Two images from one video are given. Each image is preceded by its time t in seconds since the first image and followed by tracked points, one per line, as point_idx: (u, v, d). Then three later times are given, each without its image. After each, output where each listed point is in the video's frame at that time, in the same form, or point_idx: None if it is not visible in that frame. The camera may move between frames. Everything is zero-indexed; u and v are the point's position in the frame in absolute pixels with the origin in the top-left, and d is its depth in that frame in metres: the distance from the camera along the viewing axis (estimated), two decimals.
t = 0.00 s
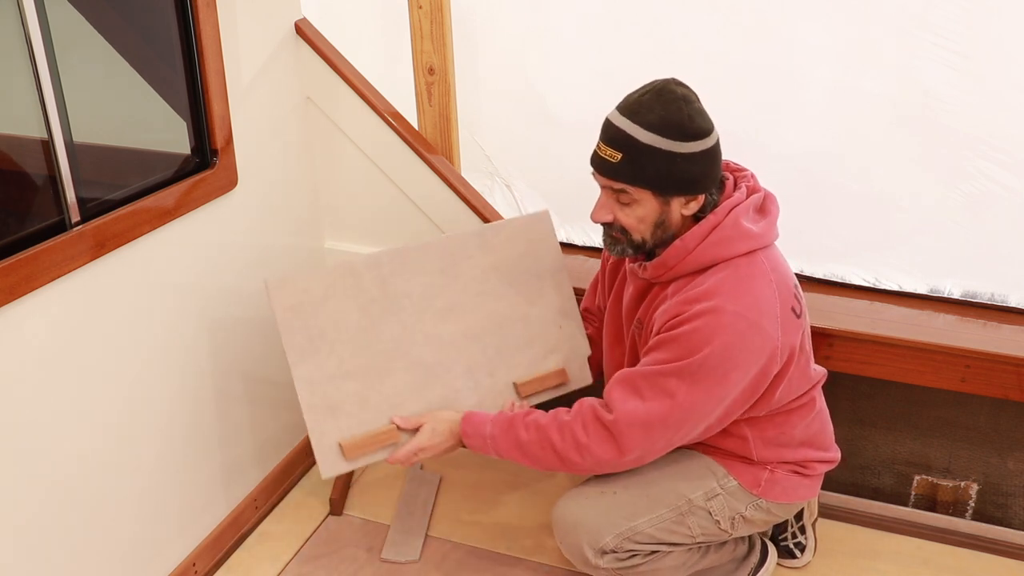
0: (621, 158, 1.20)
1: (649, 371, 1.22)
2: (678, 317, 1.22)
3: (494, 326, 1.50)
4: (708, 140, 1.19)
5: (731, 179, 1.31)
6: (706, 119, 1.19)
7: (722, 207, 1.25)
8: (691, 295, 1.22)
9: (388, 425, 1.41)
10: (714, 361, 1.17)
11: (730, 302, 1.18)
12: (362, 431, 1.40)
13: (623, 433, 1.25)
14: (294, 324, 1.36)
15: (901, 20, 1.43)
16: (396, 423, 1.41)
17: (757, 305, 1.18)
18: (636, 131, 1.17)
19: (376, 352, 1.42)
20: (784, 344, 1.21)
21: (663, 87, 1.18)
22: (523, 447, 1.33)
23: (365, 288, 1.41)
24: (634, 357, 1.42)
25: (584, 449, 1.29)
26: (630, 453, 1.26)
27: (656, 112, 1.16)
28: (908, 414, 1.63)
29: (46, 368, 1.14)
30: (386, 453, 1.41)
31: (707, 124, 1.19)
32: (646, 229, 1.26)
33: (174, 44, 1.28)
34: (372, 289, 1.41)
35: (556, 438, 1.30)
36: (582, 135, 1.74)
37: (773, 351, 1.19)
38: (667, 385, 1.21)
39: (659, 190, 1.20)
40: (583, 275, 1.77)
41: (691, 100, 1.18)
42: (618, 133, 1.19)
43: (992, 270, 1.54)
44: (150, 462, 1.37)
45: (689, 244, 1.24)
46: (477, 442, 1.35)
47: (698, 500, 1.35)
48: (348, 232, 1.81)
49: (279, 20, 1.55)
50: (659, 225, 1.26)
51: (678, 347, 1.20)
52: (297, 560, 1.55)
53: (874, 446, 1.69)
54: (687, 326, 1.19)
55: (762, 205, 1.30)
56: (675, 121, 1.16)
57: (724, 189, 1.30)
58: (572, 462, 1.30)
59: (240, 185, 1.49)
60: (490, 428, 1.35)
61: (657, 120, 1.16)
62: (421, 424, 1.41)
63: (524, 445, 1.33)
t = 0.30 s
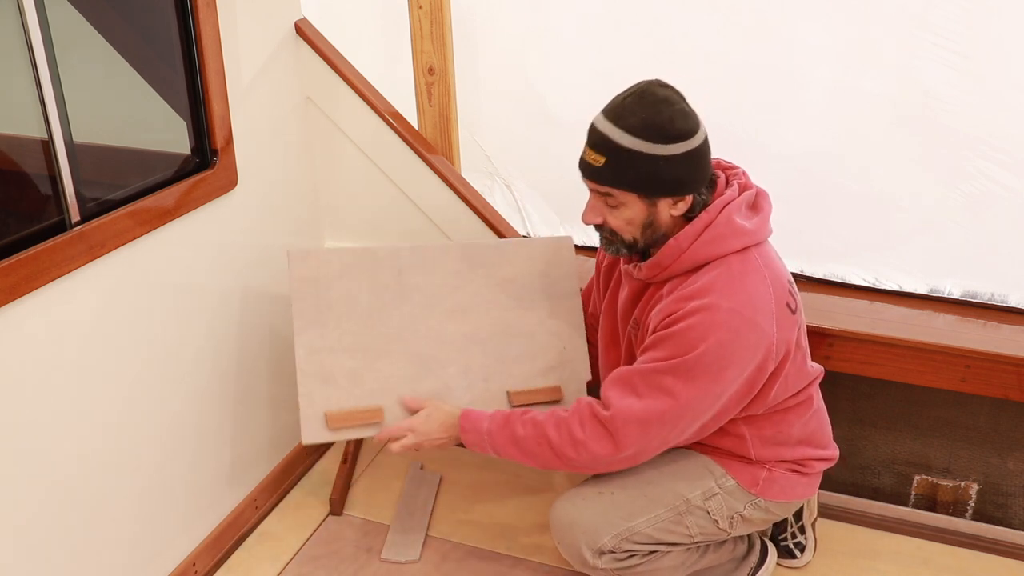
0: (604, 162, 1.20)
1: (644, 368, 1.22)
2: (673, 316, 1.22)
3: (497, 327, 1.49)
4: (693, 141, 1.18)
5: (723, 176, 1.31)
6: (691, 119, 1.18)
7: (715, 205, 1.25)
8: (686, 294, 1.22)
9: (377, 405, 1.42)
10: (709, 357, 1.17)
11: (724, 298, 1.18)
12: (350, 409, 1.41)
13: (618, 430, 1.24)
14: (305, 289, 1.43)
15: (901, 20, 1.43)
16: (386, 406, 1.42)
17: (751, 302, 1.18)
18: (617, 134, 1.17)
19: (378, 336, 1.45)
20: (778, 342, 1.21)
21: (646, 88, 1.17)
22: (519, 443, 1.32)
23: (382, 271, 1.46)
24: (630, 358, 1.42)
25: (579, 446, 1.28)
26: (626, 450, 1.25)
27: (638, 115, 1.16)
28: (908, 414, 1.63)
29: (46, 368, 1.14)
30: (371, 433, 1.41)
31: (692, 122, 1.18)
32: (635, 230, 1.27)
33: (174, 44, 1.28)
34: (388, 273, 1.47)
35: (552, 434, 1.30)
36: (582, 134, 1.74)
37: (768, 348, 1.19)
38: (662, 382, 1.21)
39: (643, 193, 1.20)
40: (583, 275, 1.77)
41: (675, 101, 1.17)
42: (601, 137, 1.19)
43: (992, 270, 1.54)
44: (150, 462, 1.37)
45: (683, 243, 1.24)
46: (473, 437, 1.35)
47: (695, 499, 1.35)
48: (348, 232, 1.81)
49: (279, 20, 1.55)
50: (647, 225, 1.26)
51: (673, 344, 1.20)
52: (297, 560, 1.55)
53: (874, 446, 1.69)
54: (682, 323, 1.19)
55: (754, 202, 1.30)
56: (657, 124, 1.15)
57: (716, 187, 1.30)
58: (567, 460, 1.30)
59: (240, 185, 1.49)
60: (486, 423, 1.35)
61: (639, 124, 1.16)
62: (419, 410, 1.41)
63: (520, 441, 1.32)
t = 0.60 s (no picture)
0: (584, 168, 1.20)
1: (684, 391, 1.20)
2: (685, 321, 1.21)
3: (495, 327, 1.49)
4: (672, 144, 1.17)
5: (716, 174, 1.32)
6: (670, 122, 1.17)
7: (711, 202, 1.25)
8: (693, 296, 1.21)
9: (367, 402, 1.47)
10: (744, 363, 1.16)
11: (735, 296, 1.17)
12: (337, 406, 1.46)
13: (672, 455, 1.23)
14: (306, 288, 1.44)
15: (901, 19, 1.43)
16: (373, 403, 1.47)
17: (760, 292, 1.18)
18: (593, 140, 1.18)
19: (376, 336, 1.47)
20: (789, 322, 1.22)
21: (622, 94, 1.17)
22: (587, 451, 1.32)
23: (382, 271, 1.46)
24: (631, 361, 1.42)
25: (641, 469, 1.27)
26: (687, 476, 1.23)
27: (613, 120, 1.16)
28: (908, 414, 1.63)
29: (45, 368, 1.13)
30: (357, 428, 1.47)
31: (670, 125, 1.17)
32: (622, 233, 1.27)
33: (174, 44, 1.28)
34: (389, 273, 1.46)
35: (621, 452, 1.29)
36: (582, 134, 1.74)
37: (782, 331, 1.20)
38: (703, 400, 1.19)
39: (623, 197, 1.20)
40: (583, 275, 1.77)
41: (651, 105, 1.16)
42: (580, 143, 1.20)
43: (992, 270, 1.54)
44: (150, 462, 1.37)
45: (682, 241, 1.24)
46: (544, 435, 1.36)
47: (695, 501, 1.36)
48: (348, 232, 1.81)
49: (279, 20, 1.55)
50: (633, 228, 1.26)
51: (705, 359, 1.18)
52: (297, 560, 1.55)
53: (874, 446, 1.69)
54: (697, 328, 1.18)
55: (749, 199, 1.31)
56: (632, 128, 1.15)
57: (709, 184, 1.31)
58: (632, 479, 1.29)
59: (240, 185, 1.49)
60: (561, 423, 1.35)
61: (613, 129, 1.16)
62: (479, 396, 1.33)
63: (587, 450, 1.32)
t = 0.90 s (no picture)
0: (613, 150, 1.19)
1: (686, 381, 1.21)
2: (692, 315, 1.21)
3: (495, 327, 1.49)
4: (696, 128, 1.19)
5: (721, 174, 1.32)
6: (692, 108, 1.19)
7: (718, 199, 1.25)
8: (701, 291, 1.21)
9: (360, 397, 1.47)
10: (748, 355, 1.16)
11: (742, 289, 1.18)
12: (332, 395, 1.46)
13: (673, 444, 1.23)
14: (306, 288, 1.44)
15: (901, 19, 1.43)
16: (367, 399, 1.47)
17: (769, 288, 1.18)
18: (623, 122, 1.17)
19: (376, 336, 1.47)
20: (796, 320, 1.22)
21: (646, 80, 1.19)
22: (592, 448, 1.34)
23: (382, 271, 1.46)
24: (638, 363, 1.41)
25: (642, 458, 1.29)
26: (685, 465, 1.24)
27: (643, 103, 1.16)
28: (908, 414, 1.63)
29: (45, 368, 1.13)
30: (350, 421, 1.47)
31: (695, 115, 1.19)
32: (645, 223, 1.25)
33: (174, 44, 1.28)
34: (390, 272, 1.46)
35: (623, 445, 1.31)
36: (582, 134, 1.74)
37: (789, 329, 1.19)
38: (706, 390, 1.19)
39: (653, 179, 1.19)
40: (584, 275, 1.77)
41: (675, 91, 1.18)
42: (607, 127, 1.19)
43: (992, 270, 1.54)
44: (150, 462, 1.37)
45: (689, 238, 1.24)
46: (555, 438, 1.38)
47: (703, 505, 1.36)
48: (348, 232, 1.81)
49: (279, 20, 1.55)
50: (656, 217, 1.24)
51: (708, 351, 1.19)
52: (297, 560, 1.55)
53: (874, 446, 1.69)
54: (704, 322, 1.19)
55: (753, 198, 1.30)
56: (663, 109, 1.16)
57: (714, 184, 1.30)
58: (633, 471, 1.31)
59: (240, 185, 1.49)
60: (571, 426, 1.38)
61: (645, 111, 1.16)
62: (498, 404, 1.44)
63: (593, 446, 1.34)
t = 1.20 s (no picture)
0: (649, 126, 1.20)
1: (692, 377, 1.21)
2: (700, 313, 1.22)
3: (496, 327, 1.49)
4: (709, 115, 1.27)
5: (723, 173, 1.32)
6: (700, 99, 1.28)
7: (723, 195, 1.25)
8: (708, 289, 1.22)
9: (362, 386, 1.47)
10: (754, 352, 1.16)
11: (750, 286, 1.18)
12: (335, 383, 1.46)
13: (678, 441, 1.23)
14: (306, 288, 1.44)
15: (901, 19, 1.43)
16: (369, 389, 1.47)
17: (776, 285, 1.18)
18: (655, 100, 1.21)
19: (376, 336, 1.47)
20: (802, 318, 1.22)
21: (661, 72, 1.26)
22: (595, 447, 1.35)
23: (382, 271, 1.46)
24: (641, 362, 1.41)
25: (645, 456, 1.29)
26: (689, 462, 1.24)
27: (668, 85, 1.22)
28: (908, 414, 1.63)
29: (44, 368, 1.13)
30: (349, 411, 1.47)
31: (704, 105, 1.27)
32: (674, 205, 1.25)
33: (174, 44, 1.28)
34: (390, 272, 1.46)
35: (625, 444, 1.32)
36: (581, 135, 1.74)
37: (796, 326, 1.19)
38: (711, 386, 1.19)
39: (687, 153, 1.22)
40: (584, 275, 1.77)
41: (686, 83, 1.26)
42: (638, 105, 1.21)
43: (992, 271, 1.54)
44: (150, 462, 1.37)
45: (695, 235, 1.24)
46: (557, 440, 1.38)
47: (705, 505, 1.36)
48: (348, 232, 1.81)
49: (279, 20, 1.55)
50: (683, 199, 1.26)
51: (714, 347, 1.19)
52: (297, 560, 1.54)
53: (874, 446, 1.69)
54: (711, 319, 1.19)
55: (756, 196, 1.30)
56: (686, 91, 1.22)
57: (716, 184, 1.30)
58: (637, 470, 1.30)
59: (240, 185, 1.49)
60: (573, 427, 1.38)
61: (671, 91, 1.22)
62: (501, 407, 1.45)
63: (596, 445, 1.35)
